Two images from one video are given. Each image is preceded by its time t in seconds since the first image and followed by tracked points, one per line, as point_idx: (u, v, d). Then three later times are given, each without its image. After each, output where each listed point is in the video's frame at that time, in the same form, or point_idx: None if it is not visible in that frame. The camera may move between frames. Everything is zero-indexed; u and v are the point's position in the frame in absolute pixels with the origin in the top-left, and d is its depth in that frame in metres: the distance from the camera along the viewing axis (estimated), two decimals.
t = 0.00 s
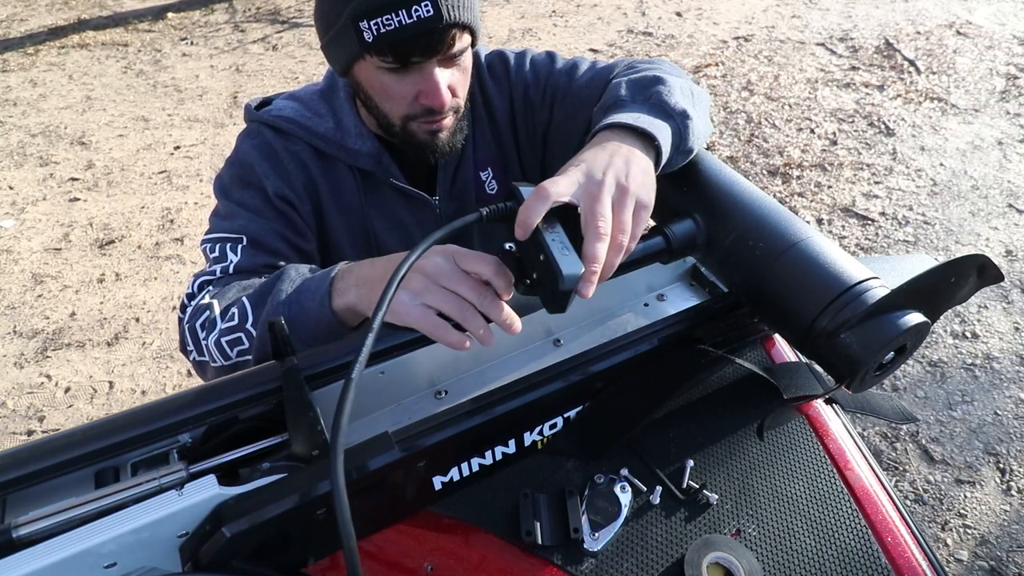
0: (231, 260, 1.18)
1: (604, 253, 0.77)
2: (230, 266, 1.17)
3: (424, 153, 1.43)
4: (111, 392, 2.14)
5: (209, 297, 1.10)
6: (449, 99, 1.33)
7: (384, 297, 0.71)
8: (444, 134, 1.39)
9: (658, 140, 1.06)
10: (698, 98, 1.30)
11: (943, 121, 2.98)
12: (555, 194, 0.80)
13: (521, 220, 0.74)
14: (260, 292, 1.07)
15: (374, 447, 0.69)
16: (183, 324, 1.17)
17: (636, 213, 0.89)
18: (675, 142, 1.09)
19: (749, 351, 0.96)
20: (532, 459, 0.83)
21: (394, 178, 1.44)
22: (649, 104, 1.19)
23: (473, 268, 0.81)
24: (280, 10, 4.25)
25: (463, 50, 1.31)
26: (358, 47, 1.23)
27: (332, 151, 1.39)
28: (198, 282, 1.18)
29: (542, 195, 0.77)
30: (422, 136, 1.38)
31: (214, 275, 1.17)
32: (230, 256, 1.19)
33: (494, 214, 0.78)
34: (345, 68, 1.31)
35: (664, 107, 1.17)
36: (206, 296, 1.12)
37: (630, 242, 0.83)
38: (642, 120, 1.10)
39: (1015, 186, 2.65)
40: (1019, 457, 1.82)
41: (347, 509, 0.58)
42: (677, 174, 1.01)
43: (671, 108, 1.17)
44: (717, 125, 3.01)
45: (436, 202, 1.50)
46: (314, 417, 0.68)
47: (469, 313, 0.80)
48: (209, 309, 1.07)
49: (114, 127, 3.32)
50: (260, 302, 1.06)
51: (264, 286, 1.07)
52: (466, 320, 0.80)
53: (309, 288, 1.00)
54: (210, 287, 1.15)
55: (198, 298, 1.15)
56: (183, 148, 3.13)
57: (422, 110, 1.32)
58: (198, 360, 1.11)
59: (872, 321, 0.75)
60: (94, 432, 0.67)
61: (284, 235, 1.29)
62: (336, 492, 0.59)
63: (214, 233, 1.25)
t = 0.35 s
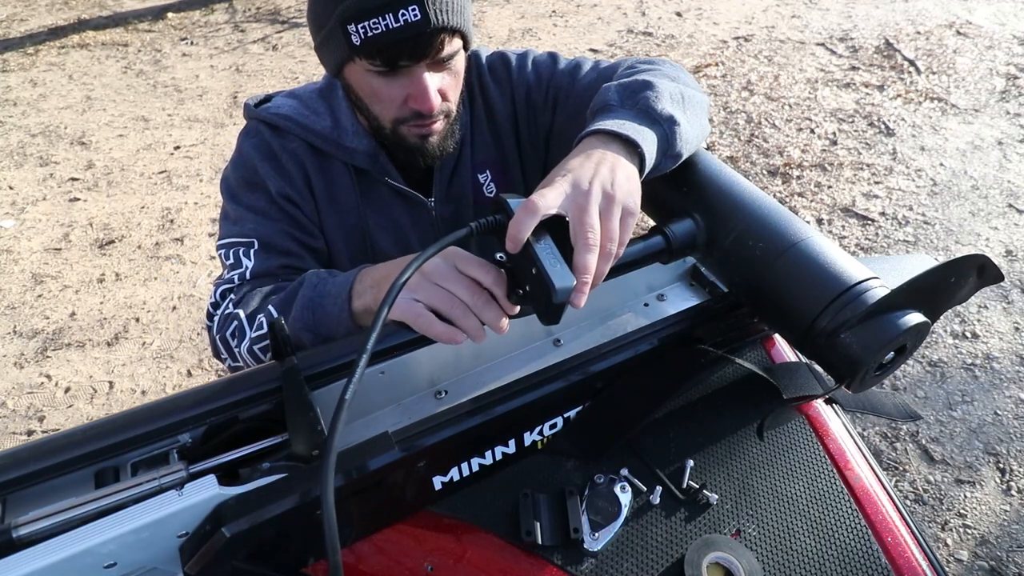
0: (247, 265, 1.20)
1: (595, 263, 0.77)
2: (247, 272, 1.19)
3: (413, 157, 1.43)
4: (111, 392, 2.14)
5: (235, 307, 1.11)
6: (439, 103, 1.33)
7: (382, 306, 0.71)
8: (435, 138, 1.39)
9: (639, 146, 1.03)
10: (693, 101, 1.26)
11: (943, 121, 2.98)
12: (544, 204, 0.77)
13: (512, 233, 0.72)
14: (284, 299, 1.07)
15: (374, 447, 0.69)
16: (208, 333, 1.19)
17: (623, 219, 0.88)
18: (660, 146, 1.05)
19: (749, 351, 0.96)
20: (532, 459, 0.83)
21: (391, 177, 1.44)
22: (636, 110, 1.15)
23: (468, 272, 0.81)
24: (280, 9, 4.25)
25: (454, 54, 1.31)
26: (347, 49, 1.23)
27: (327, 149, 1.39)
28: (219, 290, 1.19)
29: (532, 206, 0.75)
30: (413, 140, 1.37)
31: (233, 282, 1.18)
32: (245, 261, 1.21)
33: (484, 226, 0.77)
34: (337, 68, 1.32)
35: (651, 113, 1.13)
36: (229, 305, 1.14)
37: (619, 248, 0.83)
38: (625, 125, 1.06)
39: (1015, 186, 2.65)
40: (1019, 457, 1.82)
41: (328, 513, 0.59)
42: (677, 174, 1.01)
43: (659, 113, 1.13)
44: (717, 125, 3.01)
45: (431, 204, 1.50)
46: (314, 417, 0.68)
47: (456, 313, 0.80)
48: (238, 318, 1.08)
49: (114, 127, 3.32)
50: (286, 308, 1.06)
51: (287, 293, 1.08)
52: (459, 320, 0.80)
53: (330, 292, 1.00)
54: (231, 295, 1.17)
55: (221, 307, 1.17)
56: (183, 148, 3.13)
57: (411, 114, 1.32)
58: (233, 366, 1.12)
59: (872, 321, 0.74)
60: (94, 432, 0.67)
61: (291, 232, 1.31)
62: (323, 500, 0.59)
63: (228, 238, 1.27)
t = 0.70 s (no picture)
0: (235, 257, 1.20)
1: (598, 261, 0.77)
2: (235, 263, 1.19)
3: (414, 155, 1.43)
4: (111, 392, 2.14)
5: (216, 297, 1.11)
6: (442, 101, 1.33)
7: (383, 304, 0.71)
8: (436, 135, 1.38)
9: (643, 143, 1.03)
10: (695, 99, 1.26)
11: (943, 121, 2.98)
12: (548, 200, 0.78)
13: (516, 229, 0.73)
14: (257, 291, 1.08)
15: (374, 447, 0.69)
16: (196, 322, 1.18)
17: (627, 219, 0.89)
18: (663, 145, 1.06)
19: (749, 351, 0.96)
20: (532, 458, 0.82)
21: (389, 176, 1.44)
22: (639, 107, 1.16)
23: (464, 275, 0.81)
24: (280, 9, 4.25)
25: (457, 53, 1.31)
26: (351, 47, 1.23)
27: (325, 146, 1.39)
28: (207, 280, 1.19)
29: (536, 202, 0.75)
30: (414, 137, 1.37)
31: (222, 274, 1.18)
32: (234, 253, 1.21)
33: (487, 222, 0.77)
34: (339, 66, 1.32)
35: (654, 110, 1.14)
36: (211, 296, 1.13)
37: (622, 246, 0.83)
38: (629, 123, 1.07)
39: (1015, 186, 2.65)
40: (1019, 457, 1.82)
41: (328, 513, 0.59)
42: (677, 174, 1.01)
43: (662, 110, 1.13)
44: (717, 125, 3.01)
45: (430, 203, 1.50)
46: (314, 417, 0.68)
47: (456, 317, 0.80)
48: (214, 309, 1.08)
49: (114, 127, 3.32)
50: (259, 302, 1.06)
51: (260, 285, 1.08)
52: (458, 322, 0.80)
53: (301, 287, 1.00)
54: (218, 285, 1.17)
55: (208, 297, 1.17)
56: (183, 148, 3.13)
57: (414, 112, 1.31)
58: (212, 359, 1.12)
59: (871, 320, 0.75)
60: (94, 432, 0.67)
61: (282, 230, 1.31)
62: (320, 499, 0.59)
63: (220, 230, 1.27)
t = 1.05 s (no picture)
0: (246, 261, 1.20)
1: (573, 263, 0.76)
2: (246, 267, 1.19)
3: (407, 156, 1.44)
4: (111, 392, 2.14)
5: (231, 303, 1.13)
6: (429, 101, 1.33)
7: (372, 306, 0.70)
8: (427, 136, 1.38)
9: (616, 146, 1.03)
10: (679, 100, 1.25)
11: (943, 121, 2.98)
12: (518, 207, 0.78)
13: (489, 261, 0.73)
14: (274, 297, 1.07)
15: (374, 447, 0.68)
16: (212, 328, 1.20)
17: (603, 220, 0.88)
18: (641, 146, 1.05)
19: (749, 351, 0.96)
20: (531, 459, 0.83)
21: (388, 176, 1.45)
22: (614, 111, 1.15)
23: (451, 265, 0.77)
24: (280, 9, 4.25)
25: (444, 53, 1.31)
26: (337, 47, 1.24)
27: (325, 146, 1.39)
28: (221, 287, 1.20)
29: (507, 210, 0.75)
30: (404, 138, 1.38)
31: (233, 279, 1.19)
32: (244, 257, 1.22)
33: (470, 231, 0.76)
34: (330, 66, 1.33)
35: (629, 113, 1.13)
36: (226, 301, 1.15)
37: (598, 245, 0.83)
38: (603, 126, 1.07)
39: (1015, 186, 2.65)
40: (1019, 457, 1.82)
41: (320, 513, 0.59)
42: (675, 173, 1.01)
43: (636, 113, 1.12)
44: (717, 125, 3.01)
45: (430, 203, 1.50)
46: (314, 417, 0.68)
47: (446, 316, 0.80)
48: (232, 315, 1.09)
49: (114, 127, 3.32)
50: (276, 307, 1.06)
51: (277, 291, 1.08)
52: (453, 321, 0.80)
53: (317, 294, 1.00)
54: (231, 291, 1.17)
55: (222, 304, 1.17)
56: (183, 148, 3.13)
57: (401, 112, 1.32)
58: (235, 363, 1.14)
59: (872, 321, 0.74)
60: (94, 432, 0.67)
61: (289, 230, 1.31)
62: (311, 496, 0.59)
63: (228, 234, 1.28)
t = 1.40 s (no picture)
0: (242, 265, 1.21)
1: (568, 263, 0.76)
2: (242, 272, 1.20)
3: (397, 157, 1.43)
4: (111, 392, 2.14)
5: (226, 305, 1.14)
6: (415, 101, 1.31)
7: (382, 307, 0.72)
8: (416, 135, 1.37)
9: (598, 138, 1.05)
10: (666, 95, 1.24)
11: (943, 121, 2.98)
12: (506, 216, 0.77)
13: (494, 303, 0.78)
14: (264, 298, 1.08)
15: (373, 448, 0.68)
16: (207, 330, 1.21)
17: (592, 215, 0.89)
18: (624, 141, 1.08)
19: (749, 351, 0.96)
20: (531, 458, 0.83)
21: (386, 176, 1.44)
22: (599, 105, 1.16)
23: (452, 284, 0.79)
24: (280, 9, 4.25)
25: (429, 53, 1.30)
26: (321, 50, 1.24)
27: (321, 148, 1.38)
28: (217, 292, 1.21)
29: (499, 222, 0.74)
30: (393, 138, 1.37)
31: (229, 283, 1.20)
32: (240, 261, 1.22)
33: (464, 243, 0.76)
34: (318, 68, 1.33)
35: (613, 106, 1.14)
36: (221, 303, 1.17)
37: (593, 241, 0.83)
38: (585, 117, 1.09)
39: (1015, 186, 2.65)
40: (1019, 457, 1.82)
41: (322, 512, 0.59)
42: (673, 170, 1.00)
43: (620, 106, 1.13)
44: (717, 125, 3.01)
45: (428, 203, 1.50)
46: (314, 417, 0.68)
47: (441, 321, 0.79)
48: (225, 316, 1.11)
49: (114, 127, 3.32)
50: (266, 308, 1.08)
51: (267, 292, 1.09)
52: (444, 326, 0.79)
53: (305, 294, 1.01)
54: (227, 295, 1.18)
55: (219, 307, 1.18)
56: (183, 148, 3.13)
57: (388, 113, 1.30)
58: (229, 365, 1.15)
59: (872, 321, 0.74)
60: (94, 432, 0.67)
61: (287, 233, 1.31)
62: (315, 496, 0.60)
63: (226, 239, 1.28)
